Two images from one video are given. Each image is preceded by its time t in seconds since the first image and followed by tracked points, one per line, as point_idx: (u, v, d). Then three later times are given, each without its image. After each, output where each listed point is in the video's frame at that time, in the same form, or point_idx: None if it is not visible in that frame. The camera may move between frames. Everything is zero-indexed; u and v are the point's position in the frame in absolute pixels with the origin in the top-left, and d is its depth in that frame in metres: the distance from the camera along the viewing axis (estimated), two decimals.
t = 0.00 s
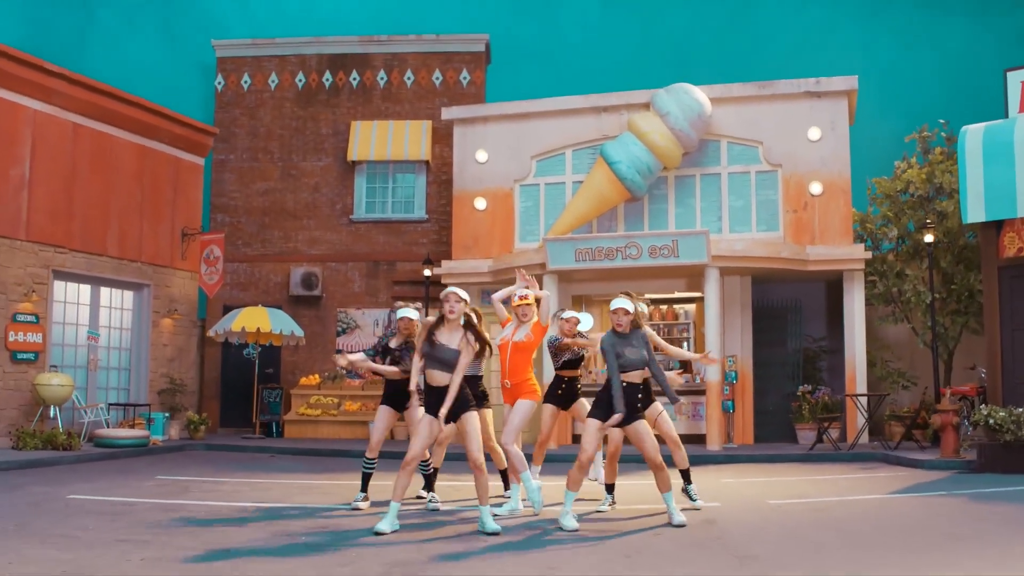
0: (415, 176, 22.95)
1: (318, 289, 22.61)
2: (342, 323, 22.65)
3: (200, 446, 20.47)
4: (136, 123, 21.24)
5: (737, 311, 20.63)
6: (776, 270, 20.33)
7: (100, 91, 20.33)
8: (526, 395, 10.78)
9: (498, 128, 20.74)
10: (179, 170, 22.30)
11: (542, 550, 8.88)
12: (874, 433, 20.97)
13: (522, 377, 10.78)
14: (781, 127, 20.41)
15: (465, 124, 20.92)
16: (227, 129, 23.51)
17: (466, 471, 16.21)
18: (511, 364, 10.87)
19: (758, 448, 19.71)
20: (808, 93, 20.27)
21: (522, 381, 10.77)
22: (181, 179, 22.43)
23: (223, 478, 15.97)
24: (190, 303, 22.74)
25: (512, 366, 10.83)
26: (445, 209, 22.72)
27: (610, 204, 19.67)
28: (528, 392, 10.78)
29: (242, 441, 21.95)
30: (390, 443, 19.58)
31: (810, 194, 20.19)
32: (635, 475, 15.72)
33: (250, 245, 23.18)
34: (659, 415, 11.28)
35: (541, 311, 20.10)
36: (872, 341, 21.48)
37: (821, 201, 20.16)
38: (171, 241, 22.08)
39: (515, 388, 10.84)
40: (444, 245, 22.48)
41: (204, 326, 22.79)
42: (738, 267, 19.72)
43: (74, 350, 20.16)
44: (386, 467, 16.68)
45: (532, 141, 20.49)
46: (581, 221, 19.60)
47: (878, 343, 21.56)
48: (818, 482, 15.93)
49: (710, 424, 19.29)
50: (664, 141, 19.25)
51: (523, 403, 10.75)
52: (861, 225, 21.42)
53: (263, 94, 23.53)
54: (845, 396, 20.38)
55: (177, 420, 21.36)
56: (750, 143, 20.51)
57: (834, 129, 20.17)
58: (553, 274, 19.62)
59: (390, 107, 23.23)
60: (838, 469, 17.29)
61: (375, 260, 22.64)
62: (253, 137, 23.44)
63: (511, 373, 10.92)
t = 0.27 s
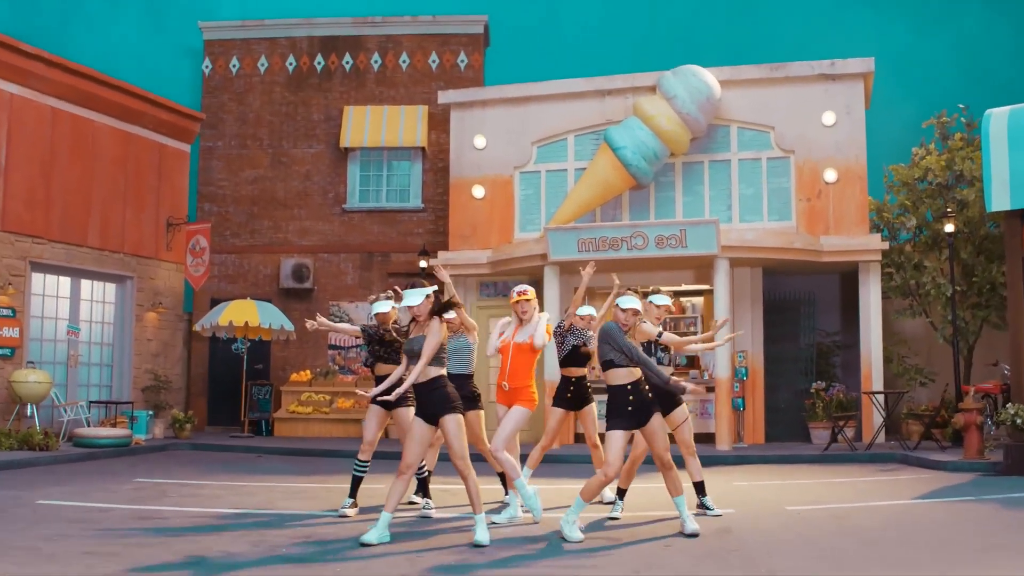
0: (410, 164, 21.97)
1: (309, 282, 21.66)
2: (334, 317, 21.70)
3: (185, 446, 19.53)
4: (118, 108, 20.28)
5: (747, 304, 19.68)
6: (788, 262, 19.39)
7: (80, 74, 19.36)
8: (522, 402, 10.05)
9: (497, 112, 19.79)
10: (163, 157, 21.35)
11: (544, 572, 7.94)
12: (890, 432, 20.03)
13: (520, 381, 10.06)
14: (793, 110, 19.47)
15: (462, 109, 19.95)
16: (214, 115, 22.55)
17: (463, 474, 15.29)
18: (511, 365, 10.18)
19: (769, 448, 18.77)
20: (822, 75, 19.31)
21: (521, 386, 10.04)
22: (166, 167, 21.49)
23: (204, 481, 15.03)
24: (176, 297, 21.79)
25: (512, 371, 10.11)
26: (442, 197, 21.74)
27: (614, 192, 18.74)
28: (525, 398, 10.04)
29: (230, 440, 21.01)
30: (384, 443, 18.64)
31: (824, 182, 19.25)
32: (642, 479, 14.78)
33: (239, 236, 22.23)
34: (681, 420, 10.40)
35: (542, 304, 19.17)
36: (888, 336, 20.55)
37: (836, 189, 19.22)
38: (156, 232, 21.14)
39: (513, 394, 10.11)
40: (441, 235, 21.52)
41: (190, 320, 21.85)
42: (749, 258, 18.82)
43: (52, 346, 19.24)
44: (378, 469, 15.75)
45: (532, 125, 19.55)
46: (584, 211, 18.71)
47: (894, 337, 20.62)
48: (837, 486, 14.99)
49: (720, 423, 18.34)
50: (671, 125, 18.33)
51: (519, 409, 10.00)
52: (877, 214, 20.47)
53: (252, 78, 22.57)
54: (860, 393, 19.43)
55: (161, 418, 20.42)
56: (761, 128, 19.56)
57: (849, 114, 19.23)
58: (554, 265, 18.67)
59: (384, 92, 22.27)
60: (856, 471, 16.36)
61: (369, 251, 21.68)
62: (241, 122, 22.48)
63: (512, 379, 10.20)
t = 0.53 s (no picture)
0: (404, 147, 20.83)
1: (298, 272, 20.55)
2: (324, 309, 20.58)
3: (164, 446, 18.42)
4: (94, 88, 19.13)
5: (761, 294, 18.54)
6: (804, 251, 18.27)
7: (53, 51, 18.18)
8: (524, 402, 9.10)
9: (495, 92, 18.65)
10: (143, 141, 20.22)
11: None
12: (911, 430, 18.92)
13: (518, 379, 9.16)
14: (810, 89, 18.33)
15: (458, 88, 18.80)
16: (198, 96, 21.41)
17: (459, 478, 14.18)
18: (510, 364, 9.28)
19: (785, 448, 17.66)
20: (841, 53, 18.15)
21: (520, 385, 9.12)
22: (146, 151, 20.35)
23: (178, 487, 13.93)
24: (157, 288, 20.68)
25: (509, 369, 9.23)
26: (437, 183, 20.60)
27: (620, 176, 17.62)
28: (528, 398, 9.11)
29: (214, 439, 19.90)
30: (375, 443, 17.53)
31: (842, 165, 18.12)
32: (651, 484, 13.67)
33: (224, 224, 21.11)
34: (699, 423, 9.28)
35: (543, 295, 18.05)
36: (908, 329, 19.46)
37: (855, 173, 18.10)
38: (135, 219, 20.02)
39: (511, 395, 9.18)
40: (437, 223, 20.38)
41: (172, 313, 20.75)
42: (764, 246, 17.73)
43: (24, 340, 18.13)
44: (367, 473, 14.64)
45: (533, 105, 18.42)
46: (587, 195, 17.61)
47: (915, 330, 19.51)
48: (862, 492, 13.88)
49: (732, 421, 17.23)
50: (681, 104, 17.17)
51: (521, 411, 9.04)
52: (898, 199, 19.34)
53: (237, 57, 21.43)
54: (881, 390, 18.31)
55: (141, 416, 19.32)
56: (777, 108, 18.43)
57: (869, 93, 18.08)
58: (556, 254, 17.59)
59: (376, 72, 21.13)
60: (880, 475, 15.24)
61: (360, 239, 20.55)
62: (227, 104, 21.35)
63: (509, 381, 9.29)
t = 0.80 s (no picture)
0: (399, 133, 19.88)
1: (287, 263, 19.63)
2: (315, 302, 19.67)
3: (146, 446, 17.52)
4: (72, 70, 18.18)
5: (773, 286, 17.61)
6: (819, 241, 17.37)
7: (29, 32, 17.21)
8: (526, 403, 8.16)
9: (493, 74, 17.73)
10: (124, 126, 19.28)
11: None
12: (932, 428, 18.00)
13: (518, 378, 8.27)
14: (825, 70, 17.42)
15: (455, 69, 17.87)
16: (183, 80, 20.48)
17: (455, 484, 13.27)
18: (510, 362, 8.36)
19: (800, 448, 16.76)
20: (859, 32, 17.24)
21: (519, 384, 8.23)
22: (128, 137, 19.42)
23: (155, 494, 13.01)
24: (140, 280, 19.76)
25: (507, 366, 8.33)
26: (433, 170, 19.66)
27: (625, 161, 16.71)
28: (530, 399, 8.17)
29: (199, 438, 19.00)
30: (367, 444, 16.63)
31: (859, 151, 17.22)
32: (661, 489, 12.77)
33: (211, 213, 20.19)
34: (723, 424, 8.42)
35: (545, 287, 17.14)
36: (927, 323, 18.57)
37: (873, 159, 17.20)
38: (117, 208, 19.08)
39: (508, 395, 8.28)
40: (433, 212, 19.46)
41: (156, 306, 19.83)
42: (777, 236, 16.85)
43: None
44: (357, 478, 13.73)
45: (533, 88, 17.51)
46: (590, 181, 16.71)
47: (934, 323, 18.60)
48: (886, 498, 12.96)
49: (744, 420, 16.33)
50: (689, 86, 16.24)
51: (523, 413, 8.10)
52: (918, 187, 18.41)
53: (224, 39, 20.51)
54: (899, 387, 17.40)
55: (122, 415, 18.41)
56: (791, 90, 17.51)
57: (887, 75, 17.16)
58: (558, 244, 16.68)
59: (370, 54, 20.19)
60: (904, 478, 14.33)
61: (353, 229, 19.64)
62: (213, 88, 20.42)
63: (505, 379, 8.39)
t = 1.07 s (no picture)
0: (392, 114, 18.84)
1: (275, 251, 18.64)
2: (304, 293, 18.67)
3: (124, 446, 16.53)
4: (45, 47, 17.15)
5: (789, 275, 16.59)
6: (838, 228, 16.34)
7: None
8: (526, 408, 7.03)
9: (491, 50, 16.69)
10: (101, 107, 18.26)
11: None
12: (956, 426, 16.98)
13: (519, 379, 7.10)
14: (845, 45, 16.38)
15: (450, 45, 16.81)
16: (166, 59, 19.45)
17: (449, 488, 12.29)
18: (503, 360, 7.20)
19: (817, 447, 15.77)
20: (880, 5, 16.19)
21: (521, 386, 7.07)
22: (106, 118, 18.40)
23: (124, 502, 12.03)
24: (120, 270, 18.76)
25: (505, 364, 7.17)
26: (428, 152, 18.62)
27: (632, 141, 15.70)
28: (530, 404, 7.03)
29: (182, 436, 18.02)
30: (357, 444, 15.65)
31: (880, 132, 16.20)
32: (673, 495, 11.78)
33: (194, 199, 19.19)
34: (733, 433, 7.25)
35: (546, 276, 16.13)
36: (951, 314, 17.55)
37: (895, 141, 16.19)
38: (94, 193, 18.07)
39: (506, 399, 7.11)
40: (428, 197, 18.43)
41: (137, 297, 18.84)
42: (793, 222, 15.83)
43: None
44: (344, 482, 12.74)
45: (533, 65, 16.48)
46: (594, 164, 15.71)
47: (958, 314, 17.58)
48: (915, 504, 11.96)
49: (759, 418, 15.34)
50: (701, 62, 15.19)
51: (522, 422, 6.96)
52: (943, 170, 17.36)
53: (209, 16, 19.47)
54: (922, 383, 16.38)
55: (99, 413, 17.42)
56: (807, 67, 16.46)
57: (910, 51, 16.13)
58: (560, 230, 15.67)
59: (361, 30, 19.12)
60: (932, 482, 13.34)
61: (344, 215, 18.62)
62: (197, 67, 19.40)
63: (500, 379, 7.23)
